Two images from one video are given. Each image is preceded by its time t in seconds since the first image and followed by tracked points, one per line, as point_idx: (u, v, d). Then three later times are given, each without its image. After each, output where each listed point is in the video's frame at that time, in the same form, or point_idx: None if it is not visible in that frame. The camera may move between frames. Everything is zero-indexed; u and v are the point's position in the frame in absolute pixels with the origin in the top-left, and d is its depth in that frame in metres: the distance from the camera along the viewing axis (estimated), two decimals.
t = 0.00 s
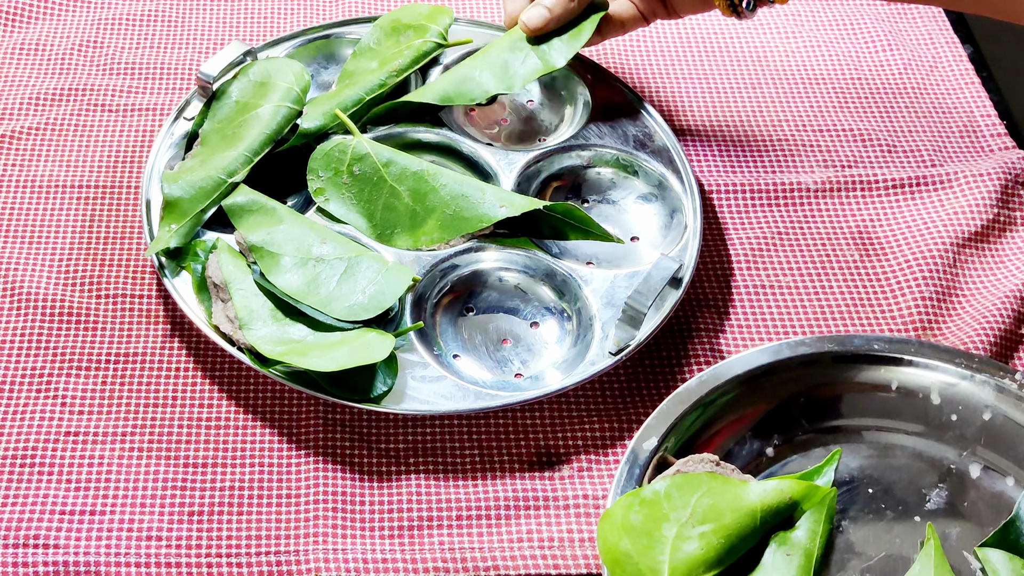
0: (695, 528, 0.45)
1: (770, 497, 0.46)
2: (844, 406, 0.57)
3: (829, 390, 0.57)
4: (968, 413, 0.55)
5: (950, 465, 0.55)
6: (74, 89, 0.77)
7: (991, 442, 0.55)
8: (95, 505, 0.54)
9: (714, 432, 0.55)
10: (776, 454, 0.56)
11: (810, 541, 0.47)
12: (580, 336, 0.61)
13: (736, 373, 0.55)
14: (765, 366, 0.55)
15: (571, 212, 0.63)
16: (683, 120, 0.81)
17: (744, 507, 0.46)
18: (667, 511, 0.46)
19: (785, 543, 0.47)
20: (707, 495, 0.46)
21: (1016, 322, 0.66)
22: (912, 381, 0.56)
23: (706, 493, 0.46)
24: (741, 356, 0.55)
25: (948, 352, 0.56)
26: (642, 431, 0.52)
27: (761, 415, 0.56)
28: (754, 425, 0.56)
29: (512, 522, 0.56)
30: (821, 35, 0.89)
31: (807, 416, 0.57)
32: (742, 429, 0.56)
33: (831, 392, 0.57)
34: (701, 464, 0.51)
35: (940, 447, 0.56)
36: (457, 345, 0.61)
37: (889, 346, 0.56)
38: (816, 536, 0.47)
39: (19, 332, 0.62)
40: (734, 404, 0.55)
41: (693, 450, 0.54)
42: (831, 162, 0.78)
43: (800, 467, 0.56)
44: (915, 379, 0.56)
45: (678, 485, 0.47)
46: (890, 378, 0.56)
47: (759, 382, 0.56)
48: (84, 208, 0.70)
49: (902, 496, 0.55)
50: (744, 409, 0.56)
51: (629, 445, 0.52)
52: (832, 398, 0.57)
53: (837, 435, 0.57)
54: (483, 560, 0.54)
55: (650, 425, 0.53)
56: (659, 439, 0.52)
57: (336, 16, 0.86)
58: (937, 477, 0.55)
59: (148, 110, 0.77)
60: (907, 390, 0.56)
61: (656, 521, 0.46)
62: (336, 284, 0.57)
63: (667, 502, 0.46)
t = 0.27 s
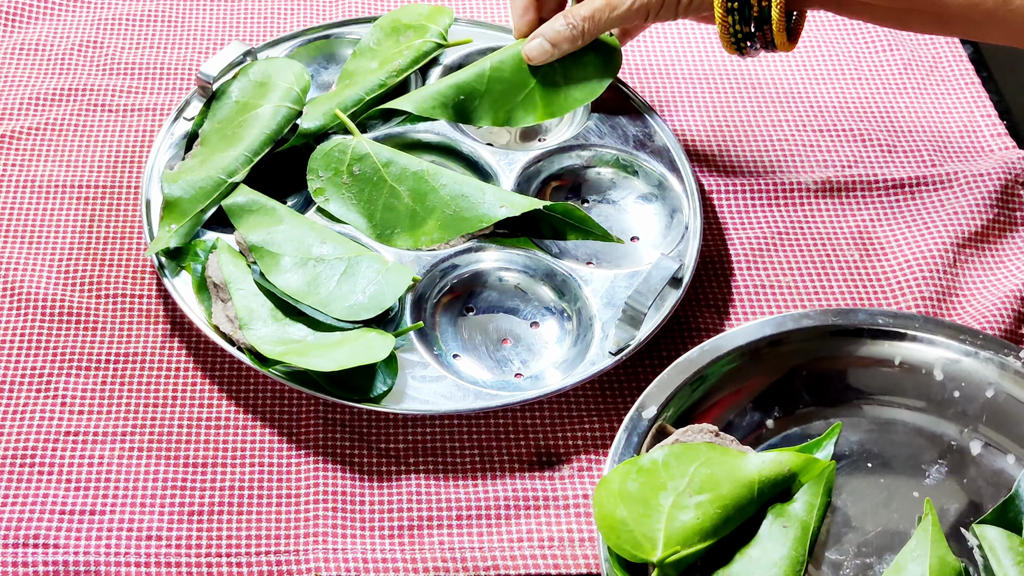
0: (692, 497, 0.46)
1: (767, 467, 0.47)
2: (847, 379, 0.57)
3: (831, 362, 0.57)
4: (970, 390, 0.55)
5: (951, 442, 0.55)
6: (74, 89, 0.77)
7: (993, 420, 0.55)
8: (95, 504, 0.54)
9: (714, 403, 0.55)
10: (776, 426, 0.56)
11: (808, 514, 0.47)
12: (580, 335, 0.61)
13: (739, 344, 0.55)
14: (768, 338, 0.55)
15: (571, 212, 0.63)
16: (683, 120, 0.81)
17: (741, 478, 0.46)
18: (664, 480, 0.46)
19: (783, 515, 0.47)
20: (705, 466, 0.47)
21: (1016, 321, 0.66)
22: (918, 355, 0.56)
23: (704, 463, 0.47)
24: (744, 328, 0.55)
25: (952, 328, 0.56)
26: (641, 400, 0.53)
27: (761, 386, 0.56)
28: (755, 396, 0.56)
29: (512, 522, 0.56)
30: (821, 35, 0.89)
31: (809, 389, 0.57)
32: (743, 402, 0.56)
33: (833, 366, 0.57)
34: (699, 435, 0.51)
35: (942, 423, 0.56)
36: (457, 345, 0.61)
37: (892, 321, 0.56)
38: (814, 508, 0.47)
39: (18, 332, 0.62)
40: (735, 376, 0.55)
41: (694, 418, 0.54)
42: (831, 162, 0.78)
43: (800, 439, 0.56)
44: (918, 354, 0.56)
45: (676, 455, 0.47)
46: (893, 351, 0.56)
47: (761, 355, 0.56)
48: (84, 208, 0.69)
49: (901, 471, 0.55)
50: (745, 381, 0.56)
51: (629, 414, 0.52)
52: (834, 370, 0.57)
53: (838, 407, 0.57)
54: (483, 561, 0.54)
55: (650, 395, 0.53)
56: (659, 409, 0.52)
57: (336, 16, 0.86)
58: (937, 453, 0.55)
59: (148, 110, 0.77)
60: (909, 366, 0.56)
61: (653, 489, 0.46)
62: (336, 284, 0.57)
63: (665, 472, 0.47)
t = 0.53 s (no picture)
0: (692, 498, 0.46)
1: (766, 469, 0.47)
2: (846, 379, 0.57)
3: (830, 362, 0.57)
4: (970, 389, 0.55)
5: (951, 442, 0.55)
6: (74, 89, 0.77)
7: (993, 419, 0.55)
8: (95, 504, 0.54)
9: (713, 403, 0.55)
10: (776, 426, 0.56)
11: (807, 515, 0.47)
12: (580, 335, 0.61)
13: (737, 344, 0.55)
14: (766, 338, 0.55)
15: (571, 212, 0.64)
16: (683, 120, 0.81)
17: (740, 479, 0.46)
18: (663, 481, 0.46)
19: (782, 516, 0.47)
20: (703, 467, 0.47)
21: (1016, 321, 0.66)
22: (917, 355, 0.56)
23: (702, 464, 0.47)
24: (743, 328, 0.56)
25: (951, 327, 0.56)
26: (640, 402, 0.53)
27: (760, 385, 0.56)
28: (754, 396, 0.56)
29: (512, 522, 0.56)
30: (821, 35, 0.89)
31: (808, 388, 0.57)
32: (742, 402, 0.56)
33: (832, 365, 0.57)
34: (698, 436, 0.51)
35: (942, 422, 0.56)
36: (457, 345, 0.61)
37: (892, 321, 0.56)
38: (813, 509, 0.47)
39: (18, 332, 0.61)
40: (733, 375, 0.56)
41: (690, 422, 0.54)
42: (831, 162, 0.78)
43: (800, 439, 0.56)
44: (917, 353, 0.56)
45: (675, 456, 0.47)
46: (892, 351, 0.56)
47: (760, 355, 0.56)
48: (84, 208, 0.69)
49: (901, 472, 0.55)
50: (744, 381, 0.56)
51: (627, 414, 0.52)
52: (833, 370, 0.57)
53: (838, 406, 0.57)
54: (483, 561, 0.54)
55: (649, 395, 0.53)
56: (658, 409, 0.52)
57: (336, 16, 0.86)
58: (937, 453, 0.55)
59: (148, 110, 0.77)
60: (908, 365, 0.56)
61: (652, 491, 0.46)
62: (336, 284, 0.57)
63: (663, 473, 0.47)
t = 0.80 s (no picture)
0: (705, 490, 0.46)
1: (780, 461, 0.47)
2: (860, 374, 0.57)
3: (844, 356, 0.57)
4: (983, 384, 0.55)
5: (963, 436, 0.55)
6: (74, 89, 0.77)
7: (1006, 414, 0.55)
8: (95, 504, 0.54)
9: (727, 396, 0.55)
10: (789, 420, 0.56)
11: (821, 507, 0.46)
12: (580, 335, 0.61)
13: (745, 343, 0.55)
14: (780, 333, 0.56)
15: (573, 212, 0.64)
16: (683, 120, 0.81)
17: (753, 471, 0.46)
18: (678, 473, 0.47)
19: (796, 508, 0.47)
20: (717, 459, 0.47)
21: (1017, 321, 0.66)
22: (931, 351, 0.56)
23: (716, 456, 0.47)
24: (757, 322, 0.56)
25: (965, 322, 0.56)
26: (654, 394, 0.53)
27: (773, 380, 0.56)
28: (768, 390, 0.56)
29: (512, 522, 0.56)
30: (821, 35, 0.89)
31: (822, 383, 0.57)
32: (756, 395, 0.56)
33: (846, 360, 0.57)
34: (713, 427, 0.51)
35: (955, 417, 0.56)
36: (457, 345, 0.61)
37: (906, 316, 0.56)
38: (827, 502, 0.47)
39: (19, 332, 0.61)
40: (746, 370, 0.56)
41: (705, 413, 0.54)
42: (831, 162, 0.78)
43: (813, 433, 0.56)
44: (931, 349, 0.56)
45: (689, 448, 0.48)
46: (906, 346, 0.56)
47: (774, 349, 0.56)
48: (84, 208, 0.69)
49: (914, 465, 0.55)
50: (758, 375, 0.56)
51: (641, 408, 0.53)
52: (847, 364, 0.57)
53: (851, 400, 0.57)
54: (483, 561, 0.54)
55: (663, 388, 0.53)
56: (672, 402, 0.53)
57: (336, 16, 0.86)
58: (950, 447, 0.55)
59: (148, 110, 0.77)
60: (922, 361, 0.56)
61: (665, 482, 0.46)
62: (336, 284, 0.57)
63: (677, 465, 0.47)
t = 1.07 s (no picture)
0: (705, 490, 0.46)
1: (779, 462, 0.47)
2: (860, 374, 0.57)
3: (844, 356, 0.57)
4: (983, 386, 0.55)
5: (963, 438, 0.55)
6: (74, 89, 0.77)
7: (1005, 416, 0.55)
8: (95, 504, 0.54)
9: (729, 395, 0.55)
10: (788, 421, 0.56)
11: (819, 508, 0.47)
12: (580, 335, 0.61)
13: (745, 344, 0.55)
14: (780, 333, 0.55)
15: (571, 212, 0.64)
16: (683, 120, 0.81)
17: (753, 472, 0.47)
18: (677, 473, 0.47)
19: (796, 508, 0.47)
20: (717, 460, 0.47)
21: (1017, 321, 0.66)
22: (931, 352, 0.56)
23: (716, 457, 0.47)
24: (757, 322, 0.55)
25: (966, 324, 0.56)
26: (655, 394, 0.53)
27: (775, 380, 0.56)
28: (768, 390, 0.56)
29: (512, 522, 0.56)
30: (821, 35, 0.89)
31: (821, 383, 0.57)
32: (756, 396, 0.56)
33: (846, 360, 0.57)
34: (713, 428, 0.51)
35: (955, 419, 0.56)
36: (457, 345, 0.61)
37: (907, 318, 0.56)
38: (826, 502, 0.47)
39: (19, 332, 0.62)
40: (748, 370, 0.56)
41: (707, 413, 0.54)
42: (831, 162, 0.78)
43: (812, 434, 0.56)
44: (931, 350, 0.56)
45: (689, 449, 0.47)
46: (906, 347, 0.56)
47: (775, 350, 0.56)
48: (84, 208, 0.69)
49: (914, 466, 0.55)
50: (760, 375, 0.56)
51: (640, 408, 0.53)
52: (846, 365, 0.57)
53: (850, 401, 0.57)
54: (483, 561, 0.54)
55: (663, 388, 0.53)
56: (672, 403, 0.52)
57: (336, 16, 0.86)
58: (950, 449, 0.55)
59: (148, 110, 0.77)
60: (921, 362, 0.56)
61: (665, 482, 0.46)
62: (336, 284, 0.57)
63: (677, 465, 0.47)
